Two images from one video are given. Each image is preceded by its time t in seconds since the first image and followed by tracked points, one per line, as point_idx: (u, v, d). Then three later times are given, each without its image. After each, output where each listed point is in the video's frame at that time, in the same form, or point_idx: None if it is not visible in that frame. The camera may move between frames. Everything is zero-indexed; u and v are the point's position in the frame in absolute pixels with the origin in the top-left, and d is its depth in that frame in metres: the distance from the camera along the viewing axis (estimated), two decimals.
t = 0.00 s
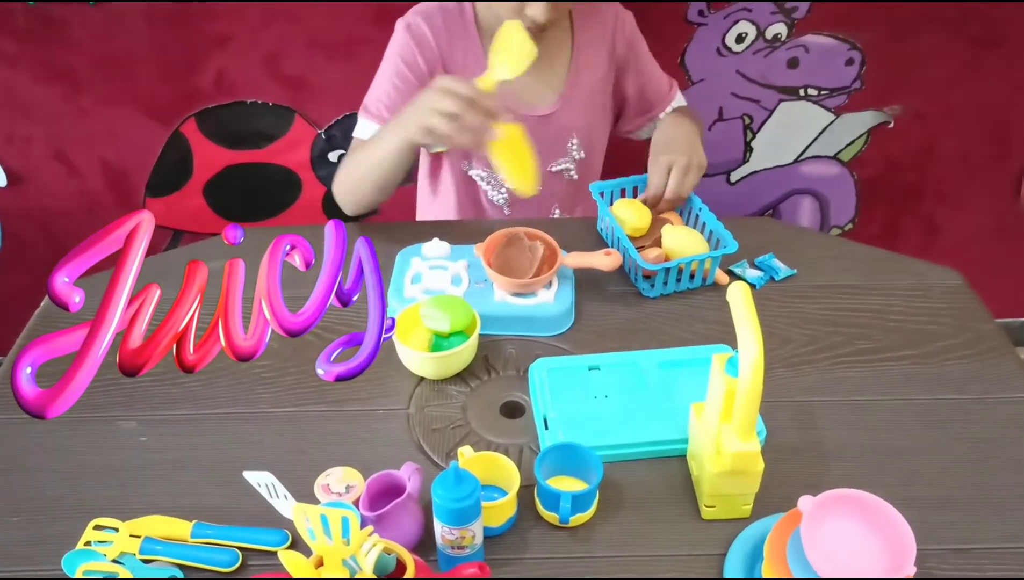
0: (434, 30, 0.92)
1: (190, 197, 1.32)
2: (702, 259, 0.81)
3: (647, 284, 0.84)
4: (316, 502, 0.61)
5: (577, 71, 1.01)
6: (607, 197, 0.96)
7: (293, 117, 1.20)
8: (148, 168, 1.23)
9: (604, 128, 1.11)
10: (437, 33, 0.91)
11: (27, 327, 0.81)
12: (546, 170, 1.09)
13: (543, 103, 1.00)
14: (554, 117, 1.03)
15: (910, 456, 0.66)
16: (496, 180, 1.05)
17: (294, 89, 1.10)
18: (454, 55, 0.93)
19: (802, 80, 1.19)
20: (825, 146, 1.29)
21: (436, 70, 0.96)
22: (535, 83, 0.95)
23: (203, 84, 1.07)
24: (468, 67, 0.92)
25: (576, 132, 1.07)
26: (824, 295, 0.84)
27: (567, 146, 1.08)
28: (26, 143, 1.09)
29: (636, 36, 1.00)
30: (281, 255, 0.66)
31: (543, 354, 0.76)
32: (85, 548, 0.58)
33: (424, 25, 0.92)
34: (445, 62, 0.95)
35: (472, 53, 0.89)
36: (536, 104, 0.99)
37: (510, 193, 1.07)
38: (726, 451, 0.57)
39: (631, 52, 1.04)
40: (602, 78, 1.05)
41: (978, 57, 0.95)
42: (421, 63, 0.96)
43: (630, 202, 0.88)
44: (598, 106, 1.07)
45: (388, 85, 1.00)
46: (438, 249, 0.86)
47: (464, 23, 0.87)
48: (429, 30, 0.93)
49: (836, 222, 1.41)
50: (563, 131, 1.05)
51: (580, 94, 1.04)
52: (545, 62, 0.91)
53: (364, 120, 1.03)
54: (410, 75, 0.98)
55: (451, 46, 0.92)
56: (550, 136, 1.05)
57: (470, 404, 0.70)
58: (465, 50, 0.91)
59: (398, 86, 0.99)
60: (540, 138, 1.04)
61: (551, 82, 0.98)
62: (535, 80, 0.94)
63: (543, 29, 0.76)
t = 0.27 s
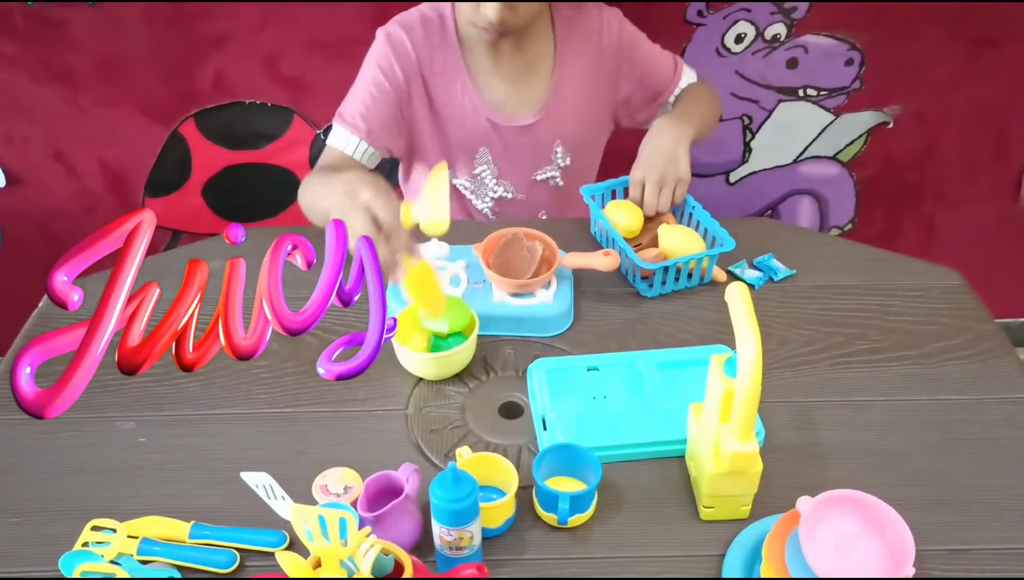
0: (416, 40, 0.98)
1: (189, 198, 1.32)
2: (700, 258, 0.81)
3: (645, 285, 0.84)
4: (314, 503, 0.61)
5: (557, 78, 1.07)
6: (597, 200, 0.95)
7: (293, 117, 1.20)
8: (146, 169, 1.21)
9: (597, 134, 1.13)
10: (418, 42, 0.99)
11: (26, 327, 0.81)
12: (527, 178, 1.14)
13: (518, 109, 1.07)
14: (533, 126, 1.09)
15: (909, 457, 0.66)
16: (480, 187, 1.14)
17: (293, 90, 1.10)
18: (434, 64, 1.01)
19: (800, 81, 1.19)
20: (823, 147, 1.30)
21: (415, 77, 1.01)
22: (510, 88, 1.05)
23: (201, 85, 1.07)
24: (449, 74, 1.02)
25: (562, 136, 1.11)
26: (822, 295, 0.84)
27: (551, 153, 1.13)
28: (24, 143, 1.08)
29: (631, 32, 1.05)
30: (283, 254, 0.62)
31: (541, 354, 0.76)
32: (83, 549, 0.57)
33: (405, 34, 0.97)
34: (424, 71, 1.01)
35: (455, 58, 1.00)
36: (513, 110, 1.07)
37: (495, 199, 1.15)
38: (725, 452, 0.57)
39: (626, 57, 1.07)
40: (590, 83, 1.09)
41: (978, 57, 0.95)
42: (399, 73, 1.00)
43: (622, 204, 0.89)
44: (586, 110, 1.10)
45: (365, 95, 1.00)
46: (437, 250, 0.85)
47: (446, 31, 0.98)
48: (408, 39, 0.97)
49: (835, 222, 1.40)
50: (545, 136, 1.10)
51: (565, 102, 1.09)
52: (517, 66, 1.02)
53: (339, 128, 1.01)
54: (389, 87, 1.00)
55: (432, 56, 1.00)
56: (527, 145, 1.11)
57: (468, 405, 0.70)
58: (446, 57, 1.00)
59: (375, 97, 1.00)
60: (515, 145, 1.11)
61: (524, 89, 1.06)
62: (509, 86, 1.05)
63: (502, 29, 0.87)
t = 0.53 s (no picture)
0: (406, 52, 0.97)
1: (188, 198, 1.33)
2: (700, 258, 0.81)
3: (646, 285, 0.84)
4: (314, 503, 0.61)
5: (556, 86, 1.03)
6: (595, 200, 0.95)
7: (294, 117, 1.22)
8: (145, 168, 1.23)
9: (594, 141, 1.10)
10: (409, 53, 0.98)
11: (25, 327, 0.81)
12: (525, 188, 1.10)
13: (515, 121, 1.03)
14: (532, 137, 1.05)
15: (910, 457, 0.66)
16: (478, 199, 1.10)
17: (293, 89, 1.10)
18: (426, 75, 0.99)
19: (801, 80, 1.20)
20: (824, 146, 1.28)
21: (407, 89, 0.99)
22: (506, 98, 1.01)
23: (201, 84, 1.07)
24: (442, 84, 0.99)
25: (560, 145, 1.07)
26: (823, 295, 0.84)
27: (550, 161, 1.08)
28: (25, 143, 1.13)
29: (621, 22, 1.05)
30: (283, 253, 0.60)
31: (542, 354, 0.76)
32: (83, 549, 0.57)
33: (396, 49, 0.97)
34: (416, 83, 0.99)
35: (447, 67, 0.98)
36: (511, 119, 1.03)
37: (494, 210, 1.10)
38: (725, 452, 0.57)
39: (621, 59, 1.06)
40: (589, 89, 1.05)
41: (979, 56, 0.94)
42: (390, 88, 0.98)
43: (621, 205, 0.89)
44: (585, 117, 1.07)
45: (356, 110, 0.96)
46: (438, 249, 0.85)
47: (438, 41, 0.98)
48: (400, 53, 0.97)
49: (834, 222, 1.37)
50: (544, 145, 1.06)
51: (564, 111, 1.04)
52: (511, 74, 0.99)
53: (328, 144, 0.96)
54: (380, 102, 0.98)
55: (423, 67, 0.98)
56: (526, 155, 1.06)
57: (468, 405, 0.70)
58: (439, 67, 0.99)
59: (365, 111, 0.97)
60: (513, 156, 1.06)
61: (521, 98, 1.02)
62: (504, 97, 1.01)
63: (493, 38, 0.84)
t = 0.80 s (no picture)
0: (404, 58, 0.96)
1: (189, 198, 1.29)
2: (700, 258, 0.81)
3: (646, 285, 0.84)
4: (314, 504, 0.61)
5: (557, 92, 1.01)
6: (596, 201, 0.94)
7: (293, 117, 1.19)
8: (146, 168, 1.22)
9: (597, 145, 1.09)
10: (407, 59, 0.96)
11: (26, 327, 0.81)
12: (526, 195, 1.09)
13: (515, 126, 1.02)
14: (532, 143, 1.03)
15: (910, 457, 0.66)
16: (477, 204, 1.09)
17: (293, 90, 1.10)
18: (424, 81, 0.97)
19: (801, 80, 1.17)
20: (825, 146, 1.24)
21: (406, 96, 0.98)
22: (506, 103, 1.00)
23: (202, 84, 1.07)
24: (441, 90, 0.98)
25: (561, 150, 1.06)
26: (823, 295, 0.84)
27: (551, 167, 1.07)
28: (25, 143, 1.12)
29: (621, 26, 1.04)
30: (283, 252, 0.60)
31: (542, 355, 0.76)
32: (83, 549, 0.58)
33: (394, 55, 0.96)
34: (414, 89, 0.98)
35: (446, 73, 0.97)
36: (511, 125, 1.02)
37: (494, 216, 1.09)
38: (725, 452, 0.57)
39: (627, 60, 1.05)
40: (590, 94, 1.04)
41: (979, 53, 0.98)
42: (388, 94, 0.96)
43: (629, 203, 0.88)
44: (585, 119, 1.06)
45: (354, 117, 0.95)
46: (438, 249, 0.86)
47: (436, 46, 0.96)
48: (397, 59, 0.96)
49: (834, 223, 1.33)
50: (545, 151, 1.05)
51: (564, 116, 1.03)
52: (510, 79, 0.98)
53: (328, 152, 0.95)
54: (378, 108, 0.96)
55: (422, 73, 0.97)
56: (526, 161, 1.05)
57: (469, 405, 0.70)
58: (438, 73, 0.97)
59: (363, 117, 0.95)
60: (514, 161, 1.05)
61: (521, 104, 1.01)
62: (504, 102, 1.00)
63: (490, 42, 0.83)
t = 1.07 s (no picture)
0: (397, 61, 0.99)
1: (187, 198, 1.30)
2: (698, 258, 0.81)
3: (644, 285, 0.84)
4: (312, 504, 0.61)
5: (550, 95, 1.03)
6: (595, 201, 0.94)
7: (293, 117, 1.18)
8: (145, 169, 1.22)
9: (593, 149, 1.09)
10: (401, 62, 0.99)
11: (24, 327, 0.81)
12: (524, 195, 1.10)
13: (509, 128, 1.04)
14: (527, 144, 1.05)
15: (908, 457, 0.66)
16: (475, 204, 1.10)
17: (292, 90, 1.10)
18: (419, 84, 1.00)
19: (799, 80, 1.17)
20: (825, 145, 1.24)
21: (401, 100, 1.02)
22: (501, 106, 1.02)
23: (200, 84, 1.07)
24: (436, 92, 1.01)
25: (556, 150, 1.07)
26: (821, 295, 0.84)
27: (548, 167, 1.08)
28: (24, 143, 1.13)
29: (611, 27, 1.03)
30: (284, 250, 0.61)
31: (540, 354, 0.76)
32: (80, 550, 0.58)
33: (388, 59, 0.99)
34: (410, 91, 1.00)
35: (441, 76, 1.00)
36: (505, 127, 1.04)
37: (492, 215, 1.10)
38: (723, 452, 0.57)
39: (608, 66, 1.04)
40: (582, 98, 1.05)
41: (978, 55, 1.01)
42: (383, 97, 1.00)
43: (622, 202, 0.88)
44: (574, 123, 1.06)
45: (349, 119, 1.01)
46: (436, 249, 0.85)
47: (429, 50, 0.99)
48: (391, 63, 0.99)
49: (832, 223, 1.33)
50: (540, 152, 1.06)
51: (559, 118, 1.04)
52: (506, 82, 1.00)
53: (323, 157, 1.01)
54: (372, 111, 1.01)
55: (416, 76, 1.00)
56: (524, 162, 1.07)
57: (467, 406, 0.70)
58: (432, 76, 1.00)
59: (358, 123, 1.01)
60: (510, 161, 1.06)
61: (516, 105, 1.03)
62: (498, 104, 1.02)
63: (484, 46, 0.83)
